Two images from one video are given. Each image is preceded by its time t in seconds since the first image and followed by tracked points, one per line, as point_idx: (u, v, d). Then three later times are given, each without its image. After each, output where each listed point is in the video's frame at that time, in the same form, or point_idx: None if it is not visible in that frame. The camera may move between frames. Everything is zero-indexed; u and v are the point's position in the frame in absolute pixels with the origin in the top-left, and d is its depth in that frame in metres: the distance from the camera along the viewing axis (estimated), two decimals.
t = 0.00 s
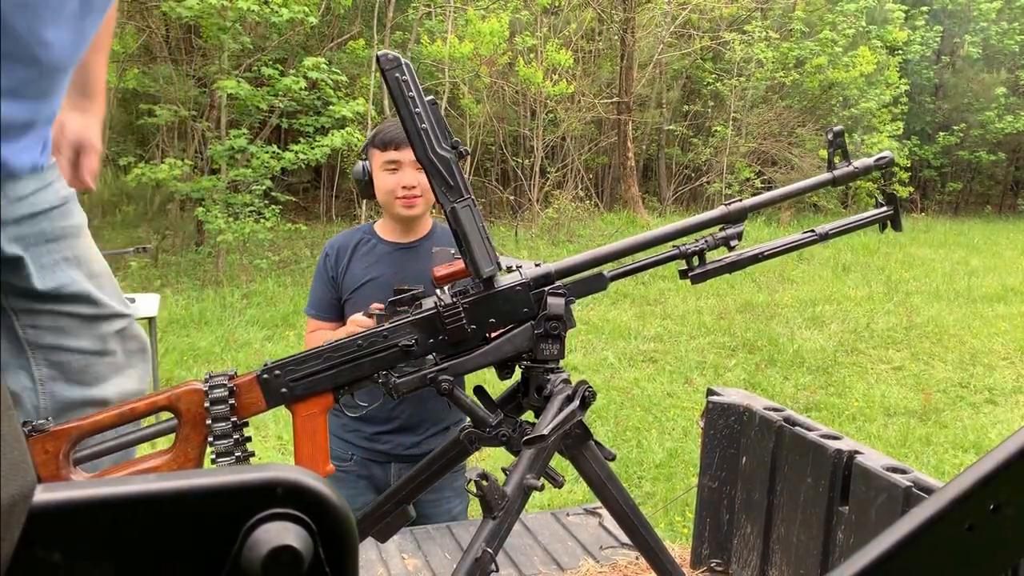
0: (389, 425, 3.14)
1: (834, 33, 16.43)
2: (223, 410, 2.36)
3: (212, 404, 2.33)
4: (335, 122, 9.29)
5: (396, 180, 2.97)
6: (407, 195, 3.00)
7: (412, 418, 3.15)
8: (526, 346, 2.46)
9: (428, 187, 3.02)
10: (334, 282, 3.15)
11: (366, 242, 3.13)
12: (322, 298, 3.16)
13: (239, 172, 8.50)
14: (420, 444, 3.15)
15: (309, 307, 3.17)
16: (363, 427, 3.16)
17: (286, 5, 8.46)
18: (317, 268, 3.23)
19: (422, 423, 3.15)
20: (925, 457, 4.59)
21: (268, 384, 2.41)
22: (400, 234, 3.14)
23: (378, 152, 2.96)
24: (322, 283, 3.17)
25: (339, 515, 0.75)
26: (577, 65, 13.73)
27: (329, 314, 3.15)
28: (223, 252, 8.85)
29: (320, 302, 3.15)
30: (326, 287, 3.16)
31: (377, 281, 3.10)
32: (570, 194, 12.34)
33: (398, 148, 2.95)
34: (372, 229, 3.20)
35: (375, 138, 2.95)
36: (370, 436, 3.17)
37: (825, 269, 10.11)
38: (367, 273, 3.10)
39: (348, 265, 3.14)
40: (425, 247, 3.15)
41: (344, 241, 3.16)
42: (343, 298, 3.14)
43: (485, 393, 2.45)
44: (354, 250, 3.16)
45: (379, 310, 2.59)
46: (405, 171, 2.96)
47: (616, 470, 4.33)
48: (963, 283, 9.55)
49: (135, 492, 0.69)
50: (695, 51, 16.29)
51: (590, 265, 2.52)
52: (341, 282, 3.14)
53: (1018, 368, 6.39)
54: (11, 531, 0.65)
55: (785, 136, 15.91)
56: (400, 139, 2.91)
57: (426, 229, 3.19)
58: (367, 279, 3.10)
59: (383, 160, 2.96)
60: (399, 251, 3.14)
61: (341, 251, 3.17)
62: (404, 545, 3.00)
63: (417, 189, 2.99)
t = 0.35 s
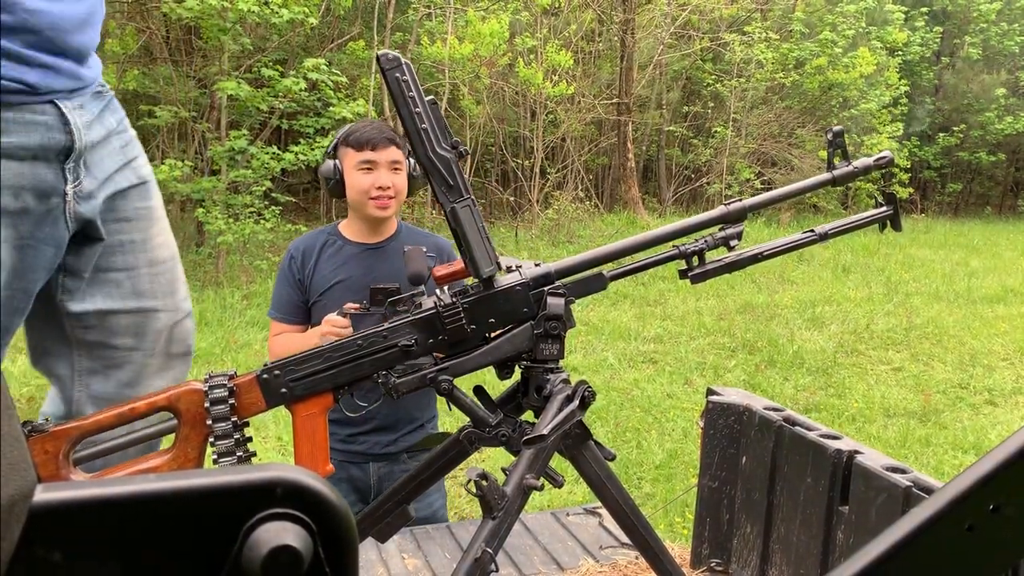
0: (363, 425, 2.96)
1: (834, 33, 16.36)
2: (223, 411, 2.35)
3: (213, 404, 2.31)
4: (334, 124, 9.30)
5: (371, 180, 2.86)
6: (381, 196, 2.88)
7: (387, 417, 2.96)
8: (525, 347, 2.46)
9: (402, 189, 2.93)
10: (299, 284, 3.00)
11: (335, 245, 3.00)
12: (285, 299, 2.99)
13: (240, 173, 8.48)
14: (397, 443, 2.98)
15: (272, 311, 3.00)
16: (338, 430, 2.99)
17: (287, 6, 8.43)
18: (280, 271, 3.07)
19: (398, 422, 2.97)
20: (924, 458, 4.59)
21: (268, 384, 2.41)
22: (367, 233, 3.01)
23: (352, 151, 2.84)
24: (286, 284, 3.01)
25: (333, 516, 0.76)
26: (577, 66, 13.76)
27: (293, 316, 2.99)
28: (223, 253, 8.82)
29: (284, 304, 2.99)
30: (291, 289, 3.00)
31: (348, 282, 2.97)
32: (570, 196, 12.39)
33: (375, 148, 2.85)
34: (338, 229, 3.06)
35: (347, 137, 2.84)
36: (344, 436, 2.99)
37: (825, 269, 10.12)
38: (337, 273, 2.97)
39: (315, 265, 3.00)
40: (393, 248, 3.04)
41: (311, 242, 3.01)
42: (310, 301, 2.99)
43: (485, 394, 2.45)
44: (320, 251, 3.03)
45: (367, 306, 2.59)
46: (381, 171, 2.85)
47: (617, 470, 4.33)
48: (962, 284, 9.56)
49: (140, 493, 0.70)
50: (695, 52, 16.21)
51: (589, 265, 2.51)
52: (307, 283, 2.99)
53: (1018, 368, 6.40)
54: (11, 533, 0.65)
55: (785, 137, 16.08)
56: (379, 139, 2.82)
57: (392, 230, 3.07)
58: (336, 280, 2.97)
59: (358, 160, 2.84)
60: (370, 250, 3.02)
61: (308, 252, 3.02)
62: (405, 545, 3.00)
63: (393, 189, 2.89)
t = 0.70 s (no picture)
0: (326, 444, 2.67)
1: (834, 31, 16.22)
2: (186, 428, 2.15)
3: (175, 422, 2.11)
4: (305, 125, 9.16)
5: (330, 182, 2.71)
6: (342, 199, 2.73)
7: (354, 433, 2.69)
8: (507, 362, 2.32)
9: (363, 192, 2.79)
10: (256, 296, 2.76)
11: (290, 251, 2.77)
12: (240, 314, 2.75)
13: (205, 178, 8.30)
14: (366, 462, 2.70)
15: (226, 327, 2.76)
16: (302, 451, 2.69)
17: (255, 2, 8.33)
18: (234, 285, 2.82)
19: (367, 438, 2.70)
20: (929, 480, 4.44)
21: (235, 402, 2.28)
22: (327, 240, 2.79)
23: (308, 153, 2.70)
24: (241, 298, 2.76)
25: (319, 544, 0.55)
26: (561, 66, 13.76)
27: (247, 331, 2.74)
28: (186, 261, 8.47)
29: (238, 319, 2.75)
30: (246, 303, 2.76)
31: (309, 292, 2.74)
32: (554, 202, 12.07)
33: (331, 148, 2.71)
34: (292, 238, 2.84)
35: (302, 138, 2.68)
36: (306, 456, 2.69)
37: (825, 281, 9.99)
38: (297, 283, 2.74)
39: (272, 276, 2.76)
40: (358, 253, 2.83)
41: (264, 250, 2.78)
42: (267, 313, 2.75)
43: (463, 411, 2.32)
44: (277, 261, 2.79)
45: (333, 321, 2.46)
46: (340, 173, 2.72)
47: (604, 493, 4.19)
48: (970, 296, 9.41)
49: (95, 515, 0.50)
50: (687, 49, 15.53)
51: (574, 275, 2.38)
52: (264, 295, 2.75)
53: None
54: None
55: (783, 140, 15.94)
56: (337, 139, 2.69)
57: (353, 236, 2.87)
58: (296, 290, 2.73)
59: (315, 162, 2.70)
60: (331, 258, 2.79)
61: (264, 262, 2.78)
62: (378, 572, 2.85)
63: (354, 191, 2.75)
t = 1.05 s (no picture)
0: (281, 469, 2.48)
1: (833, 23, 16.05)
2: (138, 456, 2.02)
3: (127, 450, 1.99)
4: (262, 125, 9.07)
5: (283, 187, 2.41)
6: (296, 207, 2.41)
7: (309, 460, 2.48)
8: (481, 385, 2.19)
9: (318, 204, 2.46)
10: (204, 314, 2.47)
11: (241, 265, 2.47)
12: (188, 333, 2.47)
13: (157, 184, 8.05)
14: (323, 489, 2.50)
15: (175, 347, 2.48)
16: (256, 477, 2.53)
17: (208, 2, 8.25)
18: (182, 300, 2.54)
19: (323, 465, 2.48)
20: (935, 507, 4.37)
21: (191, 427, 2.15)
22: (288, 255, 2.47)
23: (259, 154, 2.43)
24: (189, 316, 2.49)
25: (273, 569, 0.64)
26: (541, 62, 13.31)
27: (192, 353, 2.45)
28: (137, 276, 8.32)
29: (185, 336, 2.47)
30: (195, 322, 2.48)
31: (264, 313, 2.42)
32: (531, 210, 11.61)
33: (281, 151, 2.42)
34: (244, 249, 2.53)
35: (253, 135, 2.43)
36: (262, 484, 2.52)
37: (823, 293, 9.83)
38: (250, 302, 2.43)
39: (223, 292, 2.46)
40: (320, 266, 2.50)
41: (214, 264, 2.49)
42: (217, 334, 2.47)
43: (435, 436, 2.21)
44: (229, 274, 2.50)
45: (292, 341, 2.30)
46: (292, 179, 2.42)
47: (587, 523, 4.08)
48: (979, 308, 9.24)
49: (41, 546, 0.57)
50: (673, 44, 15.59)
51: (556, 289, 2.24)
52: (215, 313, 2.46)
53: None
54: None
55: (777, 142, 15.73)
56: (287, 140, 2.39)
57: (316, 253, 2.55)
58: (249, 309, 2.43)
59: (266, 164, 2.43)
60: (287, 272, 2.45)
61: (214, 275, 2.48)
62: None
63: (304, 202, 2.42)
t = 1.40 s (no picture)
0: (243, 496, 2.53)
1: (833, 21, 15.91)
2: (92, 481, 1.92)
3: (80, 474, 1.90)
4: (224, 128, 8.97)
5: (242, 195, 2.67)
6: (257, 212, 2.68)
7: (271, 486, 2.53)
8: (459, 404, 2.03)
9: (278, 210, 2.74)
10: (164, 329, 2.59)
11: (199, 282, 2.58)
12: (148, 350, 2.59)
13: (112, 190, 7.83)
14: (284, 517, 2.52)
15: (135, 364, 2.59)
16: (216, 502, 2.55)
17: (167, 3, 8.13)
18: (143, 316, 2.67)
19: (287, 490, 2.53)
20: (941, 536, 4.24)
21: (147, 449, 2.00)
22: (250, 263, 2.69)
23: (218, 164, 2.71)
24: (150, 332, 2.60)
25: None
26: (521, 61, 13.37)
27: (153, 368, 2.57)
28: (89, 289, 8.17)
29: (145, 354, 2.59)
30: (155, 337, 2.60)
31: (222, 323, 2.53)
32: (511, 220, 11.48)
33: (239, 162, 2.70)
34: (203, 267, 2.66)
35: (213, 147, 2.73)
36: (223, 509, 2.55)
37: (823, 308, 9.69)
38: (206, 316, 2.55)
39: (180, 306, 2.58)
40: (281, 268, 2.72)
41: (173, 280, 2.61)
42: (177, 349, 2.58)
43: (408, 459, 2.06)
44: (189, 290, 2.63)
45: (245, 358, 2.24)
46: (251, 187, 2.70)
47: (569, 552, 3.97)
48: (987, 325, 9.08)
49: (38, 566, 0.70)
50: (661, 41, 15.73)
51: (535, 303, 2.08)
52: (173, 329, 2.58)
53: None
54: None
55: (772, 147, 15.54)
56: (247, 146, 2.69)
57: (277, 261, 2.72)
58: (207, 323, 2.54)
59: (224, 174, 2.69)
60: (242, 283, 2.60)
61: (173, 289, 2.61)
62: None
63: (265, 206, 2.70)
